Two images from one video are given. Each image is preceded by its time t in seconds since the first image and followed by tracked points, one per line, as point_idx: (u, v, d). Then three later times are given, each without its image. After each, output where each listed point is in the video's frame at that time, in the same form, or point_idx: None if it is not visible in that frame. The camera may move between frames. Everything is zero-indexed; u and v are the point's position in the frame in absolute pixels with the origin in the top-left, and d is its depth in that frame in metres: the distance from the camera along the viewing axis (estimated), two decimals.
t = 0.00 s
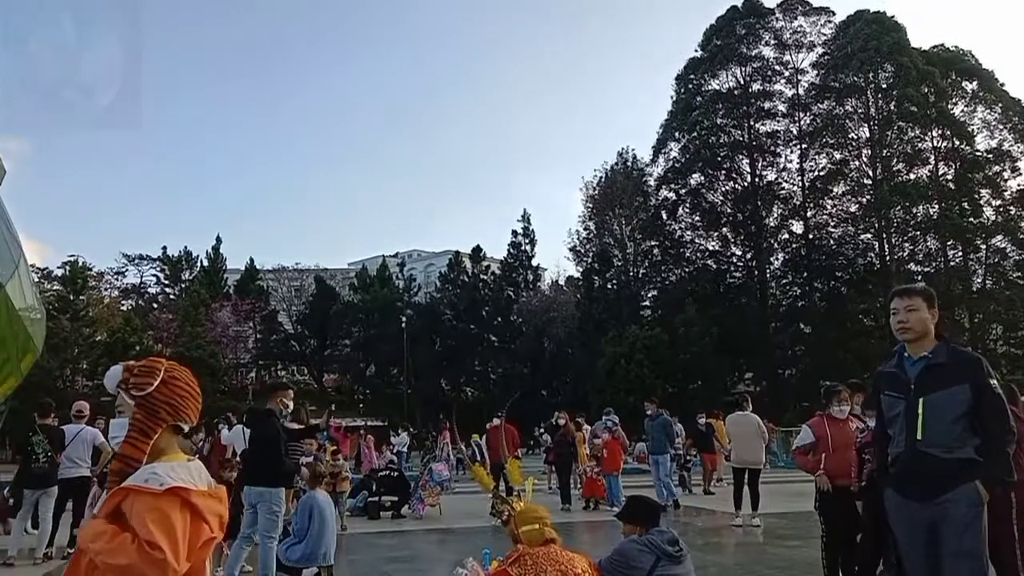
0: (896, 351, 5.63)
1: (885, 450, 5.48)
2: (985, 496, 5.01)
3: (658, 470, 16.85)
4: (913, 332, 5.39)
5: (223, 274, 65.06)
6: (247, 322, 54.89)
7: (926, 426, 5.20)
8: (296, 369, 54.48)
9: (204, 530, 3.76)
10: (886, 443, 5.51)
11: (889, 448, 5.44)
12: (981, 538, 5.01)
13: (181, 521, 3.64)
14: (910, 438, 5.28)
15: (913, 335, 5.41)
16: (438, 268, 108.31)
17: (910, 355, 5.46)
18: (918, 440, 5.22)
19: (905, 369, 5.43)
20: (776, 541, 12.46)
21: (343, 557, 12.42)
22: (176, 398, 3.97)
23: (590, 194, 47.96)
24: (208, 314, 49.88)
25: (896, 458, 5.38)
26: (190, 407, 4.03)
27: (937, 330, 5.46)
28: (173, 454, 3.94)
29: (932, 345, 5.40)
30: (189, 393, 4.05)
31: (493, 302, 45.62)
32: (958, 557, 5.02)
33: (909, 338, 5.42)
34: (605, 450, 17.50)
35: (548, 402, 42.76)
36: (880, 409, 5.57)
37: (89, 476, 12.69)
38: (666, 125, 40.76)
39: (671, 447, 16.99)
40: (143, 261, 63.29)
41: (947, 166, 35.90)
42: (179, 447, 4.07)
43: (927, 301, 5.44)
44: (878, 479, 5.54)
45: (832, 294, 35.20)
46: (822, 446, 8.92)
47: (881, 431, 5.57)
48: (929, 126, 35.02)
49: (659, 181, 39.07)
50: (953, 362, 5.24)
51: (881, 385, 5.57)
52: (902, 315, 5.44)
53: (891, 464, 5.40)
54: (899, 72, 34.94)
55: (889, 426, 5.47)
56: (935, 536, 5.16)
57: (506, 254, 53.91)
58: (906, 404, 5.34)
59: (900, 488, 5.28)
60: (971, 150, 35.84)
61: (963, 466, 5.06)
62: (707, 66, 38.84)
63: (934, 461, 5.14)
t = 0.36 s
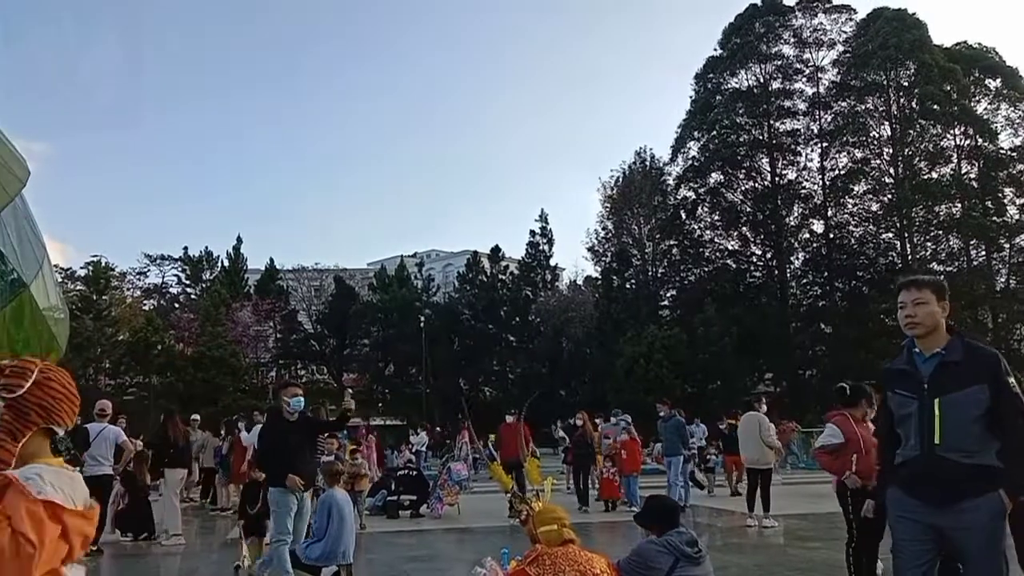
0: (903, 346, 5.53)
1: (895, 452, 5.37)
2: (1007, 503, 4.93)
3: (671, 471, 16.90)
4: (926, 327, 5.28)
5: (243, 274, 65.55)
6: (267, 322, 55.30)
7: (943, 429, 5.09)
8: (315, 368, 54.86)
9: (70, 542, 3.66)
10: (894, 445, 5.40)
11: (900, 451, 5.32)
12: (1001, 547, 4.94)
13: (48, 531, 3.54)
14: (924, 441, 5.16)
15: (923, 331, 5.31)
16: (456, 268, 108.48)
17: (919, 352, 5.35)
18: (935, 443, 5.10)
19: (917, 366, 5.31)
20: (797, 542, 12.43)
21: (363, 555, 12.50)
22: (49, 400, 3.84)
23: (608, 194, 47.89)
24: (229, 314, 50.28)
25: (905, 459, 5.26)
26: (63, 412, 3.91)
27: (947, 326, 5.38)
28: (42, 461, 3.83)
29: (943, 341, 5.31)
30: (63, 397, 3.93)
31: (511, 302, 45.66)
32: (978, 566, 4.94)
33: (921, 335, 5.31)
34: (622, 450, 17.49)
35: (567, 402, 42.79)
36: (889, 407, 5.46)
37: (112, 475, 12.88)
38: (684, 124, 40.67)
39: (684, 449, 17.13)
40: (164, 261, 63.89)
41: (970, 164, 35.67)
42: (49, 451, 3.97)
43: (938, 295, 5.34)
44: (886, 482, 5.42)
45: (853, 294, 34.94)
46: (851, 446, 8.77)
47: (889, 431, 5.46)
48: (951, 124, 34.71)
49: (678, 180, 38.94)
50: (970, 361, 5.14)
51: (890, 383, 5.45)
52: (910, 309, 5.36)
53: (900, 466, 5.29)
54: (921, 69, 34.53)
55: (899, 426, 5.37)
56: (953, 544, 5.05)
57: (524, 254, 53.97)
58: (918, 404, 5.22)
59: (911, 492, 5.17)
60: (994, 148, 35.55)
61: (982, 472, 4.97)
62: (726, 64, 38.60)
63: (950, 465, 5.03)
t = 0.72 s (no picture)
0: (889, 347, 4.87)
1: (878, 459, 4.71)
2: (1001, 514, 4.30)
3: (682, 469, 16.92)
4: (907, 326, 4.65)
5: (260, 271, 66.15)
6: (285, 319, 55.73)
7: (932, 433, 4.43)
8: (332, 365, 55.27)
9: None
10: (876, 450, 4.75)
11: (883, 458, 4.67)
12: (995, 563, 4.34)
13: None
14: (911, 446, 4.49)
15: (907, 331, 4.67)
16: (471, 266, 108.94)
17: (906, 351, 4.71)
18: (923, 448, 4.45)
19: (903, 367, 4.63)
20: (816, 542, 12.29)
21: (378, 553, 12.50)
22: None
23: (624, 191, 47.87)
24: (246, 311, 50.67)
25: (886, 468, 4.62)
26: None
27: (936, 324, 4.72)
28: None
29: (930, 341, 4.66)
30: None
31: (527, 300, 45.73)
32: None
33: (904, 334, 4.68)
34: (637, 449, 17.50)
35: (583, 400, 42.74)
36: (872, 409, 4.79)
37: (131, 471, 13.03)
38: (701, 121, 40.56)
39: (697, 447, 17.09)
40: (184, 259, 64.41)
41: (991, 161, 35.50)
42: None
43: (920, 289, 4.70)
44: (867, 492, 4.77)
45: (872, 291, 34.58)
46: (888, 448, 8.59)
47: (871, 434, 4.80)
48: (970, 119, 34.45)
49: (695, 177, 38.65)
50: (960, 361, 4.49)
51: (874, 383, 4.77)
52: (889, 308, 4.74)
53: (884, 473, 4.63)
54: (940, 65, 34.20)
55: (883, 429, 4.70)
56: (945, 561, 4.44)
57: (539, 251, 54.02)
58: (904, 406, 4.55)
59: (896, 503, 4.51)
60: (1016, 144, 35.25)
61: (975, 481, 4.34)
62: (743, 60, 38.34)
63: (939, 474, 4.38)
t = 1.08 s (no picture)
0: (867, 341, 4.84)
1: (848, 453, 4.68)
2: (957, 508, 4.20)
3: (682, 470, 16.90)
4: (869, 317, 4.63)
5: (266, 271, 66.26)
6: (291, 319, 55.77)
7: (887, 428, 4.40)
8: (337, 365, 55.35)
9: None
10: (849, 444, 4.72)
11: (852, 452, 4.64)
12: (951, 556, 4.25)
13: None
14: (868, 440, 4.48)
15: (872, 322, 4.65)
16: (477, 266, 109.06)
17: (875, 344, 4.67)
18: (878, 443, 4.42)
19: (870, 359, 4.62)
20: (823, 542, 12.25)
21: (384, 552, 12.52)
22: None
23: (630, 189, 47.85)
24: (252, 310, 50.66)
25: (855, 462, 4.59)
26: None
27: (905, 313, 4.63)
28: None
29: (896, 330, 4.59)
30: None
31: (533, 299, 45.72)
32: None
33: (870, 325, 4.65)
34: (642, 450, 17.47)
35: (588, 399, 42.66)
36: (846, 404, 4.76)
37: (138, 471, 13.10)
38: (709, 121, 40.58)
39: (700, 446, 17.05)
40: (190, 259, 64.53)
41: (998, 160, 35.57)
42: None
43: (886, 279, 4.65)
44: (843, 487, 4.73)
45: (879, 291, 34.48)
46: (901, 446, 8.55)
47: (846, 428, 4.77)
48: (977, 117, 34.35)
49: (701, 176, 38.73)
50: (919, 353, 4.41)
51: (847, 377, 4.75)
52: (856, 301, 4.72)
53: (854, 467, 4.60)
54: (947, 63, 34.03)
55: (853, 424, 4.67)
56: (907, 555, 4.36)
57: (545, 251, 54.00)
58: (865, 402, 4.55)
59: (860, 496, 4.49)
60: None
61: (929, 477, 4.27)
62: (748, 60, 38.42)
63: (894, 470, 4.34)
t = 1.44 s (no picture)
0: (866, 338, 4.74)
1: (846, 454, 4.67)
2: (922, 514, 4.05)
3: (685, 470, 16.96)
4: (850, 314, 4.57)
5: (274, 270, 66.40)
6: (298, 318, 55.85)
7: (863, 431, 4.39)
8: (345, 364, 55.46)
9: None
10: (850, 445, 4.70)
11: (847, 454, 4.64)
12: (925, 565, 4.10)
13: None
14: (849, 443, 4.50)
15: (858, 319, 4.57)
16: (484, 267, 109.16)
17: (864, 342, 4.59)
18: (854, 447, 4.43)
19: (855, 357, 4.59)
20: (830, 542, 12.21)
21: (392, 551, 12.54)
22: None
23: (637, 188, 47.80)
24: (260, 309, 50.74)
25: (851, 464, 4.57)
26: None
27: (891, 307, 4.50)
28: None
29: (878, 326, 4.50)
30: None
31: (540, 298, 45.72)
32: None
33: (854, 322, 4.59)
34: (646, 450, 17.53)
35: (596, 399, 42.61)
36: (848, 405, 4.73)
37: (146, 469, 13.16)
38: (715, 119, 40.48)
39: (703, 446, 17.07)
40: (198, 258, 64.72)
41: (1007, 158, 35.65)
42: None
43: (869, 273, 4.56)
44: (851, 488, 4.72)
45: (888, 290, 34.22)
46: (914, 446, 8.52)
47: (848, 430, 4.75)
48: (987, 116, 34.19)
49: (710, 174, 38.60)
50: (889, 351, 4.35)
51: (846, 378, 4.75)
52: (841, 298, 4.68)
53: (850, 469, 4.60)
54: (955, 61, 33.83)
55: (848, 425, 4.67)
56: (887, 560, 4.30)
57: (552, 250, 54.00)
58: (850, 403, 4.56)
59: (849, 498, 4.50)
60: None
61: (899, 481, 4.20)
62: (756, 59, 38.26)
63: (866, 474, 4.33)
